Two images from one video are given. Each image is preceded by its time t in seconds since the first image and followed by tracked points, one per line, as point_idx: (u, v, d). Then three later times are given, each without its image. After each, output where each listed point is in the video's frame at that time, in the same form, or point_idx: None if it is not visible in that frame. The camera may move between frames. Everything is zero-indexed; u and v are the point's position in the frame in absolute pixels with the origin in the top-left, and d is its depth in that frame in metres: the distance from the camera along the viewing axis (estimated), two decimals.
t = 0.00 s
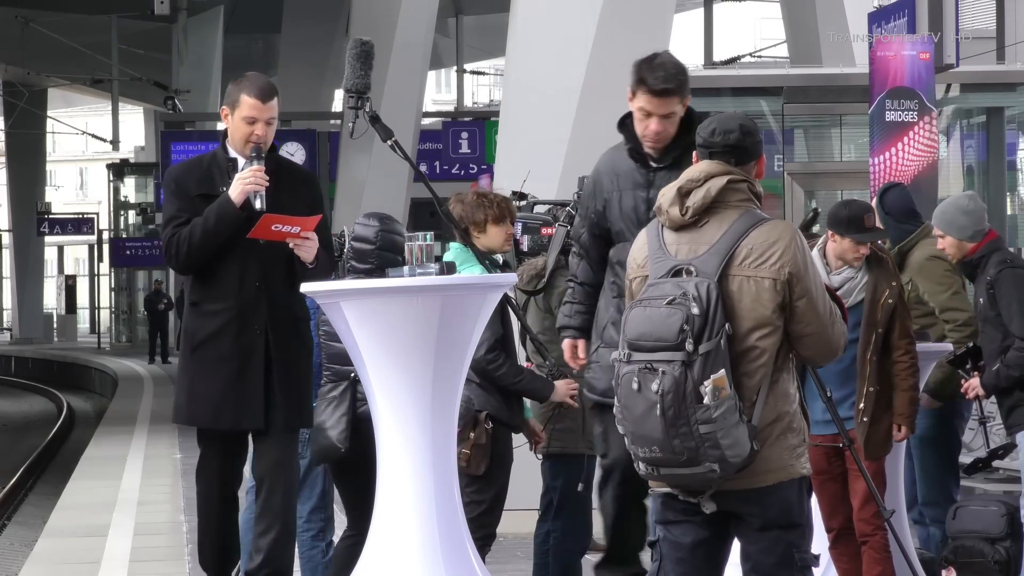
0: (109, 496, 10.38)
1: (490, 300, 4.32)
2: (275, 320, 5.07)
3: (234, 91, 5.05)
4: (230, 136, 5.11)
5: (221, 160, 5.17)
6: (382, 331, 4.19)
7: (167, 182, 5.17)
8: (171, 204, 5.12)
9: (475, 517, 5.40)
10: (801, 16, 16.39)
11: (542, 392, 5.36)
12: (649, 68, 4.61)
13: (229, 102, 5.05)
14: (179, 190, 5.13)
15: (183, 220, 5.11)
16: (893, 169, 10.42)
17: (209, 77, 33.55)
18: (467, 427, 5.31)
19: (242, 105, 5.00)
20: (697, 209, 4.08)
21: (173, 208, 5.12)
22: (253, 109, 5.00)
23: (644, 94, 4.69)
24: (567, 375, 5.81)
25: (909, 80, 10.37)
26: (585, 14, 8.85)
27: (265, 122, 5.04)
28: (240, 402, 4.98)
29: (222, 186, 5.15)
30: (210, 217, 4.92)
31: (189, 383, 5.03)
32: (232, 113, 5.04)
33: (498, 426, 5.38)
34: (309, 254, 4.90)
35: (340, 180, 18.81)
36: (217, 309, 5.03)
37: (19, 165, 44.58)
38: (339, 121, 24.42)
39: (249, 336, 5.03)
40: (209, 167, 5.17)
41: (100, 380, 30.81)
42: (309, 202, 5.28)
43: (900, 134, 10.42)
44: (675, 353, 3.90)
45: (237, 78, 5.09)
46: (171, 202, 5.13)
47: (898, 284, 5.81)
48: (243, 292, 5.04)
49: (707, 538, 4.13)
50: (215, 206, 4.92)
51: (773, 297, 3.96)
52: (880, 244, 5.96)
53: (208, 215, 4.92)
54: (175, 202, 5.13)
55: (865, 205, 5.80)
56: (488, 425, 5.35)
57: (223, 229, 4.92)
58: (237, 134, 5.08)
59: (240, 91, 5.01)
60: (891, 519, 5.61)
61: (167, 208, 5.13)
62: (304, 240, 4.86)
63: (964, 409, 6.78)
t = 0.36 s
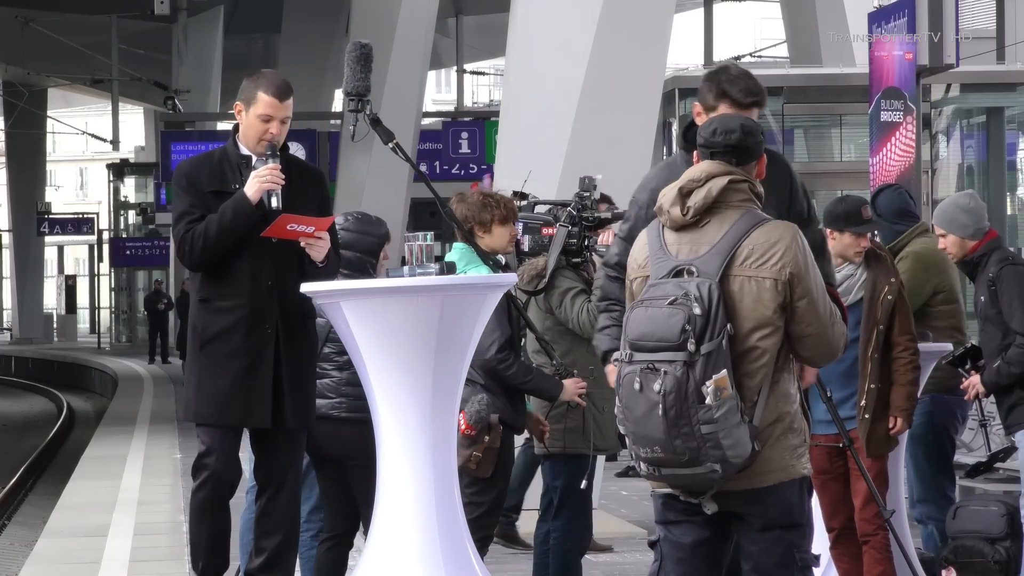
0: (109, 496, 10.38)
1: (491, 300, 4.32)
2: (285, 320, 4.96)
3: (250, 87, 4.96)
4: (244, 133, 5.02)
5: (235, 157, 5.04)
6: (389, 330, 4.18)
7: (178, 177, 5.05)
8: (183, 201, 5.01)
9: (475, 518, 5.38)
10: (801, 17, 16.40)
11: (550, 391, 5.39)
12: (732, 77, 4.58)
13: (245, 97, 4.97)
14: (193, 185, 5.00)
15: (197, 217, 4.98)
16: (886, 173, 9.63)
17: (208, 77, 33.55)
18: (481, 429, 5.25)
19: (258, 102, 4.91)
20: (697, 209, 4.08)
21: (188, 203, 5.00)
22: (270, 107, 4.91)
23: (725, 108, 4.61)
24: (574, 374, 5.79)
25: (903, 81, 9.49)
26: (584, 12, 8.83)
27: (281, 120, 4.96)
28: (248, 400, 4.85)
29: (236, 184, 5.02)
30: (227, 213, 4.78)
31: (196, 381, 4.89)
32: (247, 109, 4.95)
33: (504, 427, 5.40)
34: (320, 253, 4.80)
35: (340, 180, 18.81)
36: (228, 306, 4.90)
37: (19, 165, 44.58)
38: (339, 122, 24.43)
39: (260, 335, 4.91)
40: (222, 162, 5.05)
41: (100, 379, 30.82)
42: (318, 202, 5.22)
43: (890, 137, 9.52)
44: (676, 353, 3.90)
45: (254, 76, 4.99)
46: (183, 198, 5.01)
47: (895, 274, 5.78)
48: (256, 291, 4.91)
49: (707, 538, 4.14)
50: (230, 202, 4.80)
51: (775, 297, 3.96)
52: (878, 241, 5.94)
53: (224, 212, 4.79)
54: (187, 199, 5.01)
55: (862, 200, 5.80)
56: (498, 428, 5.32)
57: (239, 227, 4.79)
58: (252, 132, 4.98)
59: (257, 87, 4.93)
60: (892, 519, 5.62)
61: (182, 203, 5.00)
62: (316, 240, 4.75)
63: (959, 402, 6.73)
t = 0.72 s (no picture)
0: (109, 496, 10.37)
1: (490, 300, 4.32)
2: (285, 325, 4.96)
3: (243, 90, 4.90)
4: (240, 138, 4.98)
5: (229, 159, 5.02)
6: (391, 331, 4.19)
7: (174, 181, 4.96)
8: (181, 207, 4.94)
9: (475, 519, 5.39)
10: (800, 16, 16.40)
11: (554, 391, 5.42)
12: (833, 93, 4.53)
13: (239, 101, 4.91)
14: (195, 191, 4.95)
15: (197, 224, 4.93)
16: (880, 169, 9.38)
17: (208, 77, 33.52)
18: (486, 432, 5.24)
19: (256, 106, 4.87)
20: (698, 209, 4.08)
21: (188, 208, 4.94)
22: (267, 112, 4.88)
23: (826, 125, 4.57)
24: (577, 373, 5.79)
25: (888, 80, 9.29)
26: (583, 12, 8.83)
27: (277, 124, 4.93)
28: (249, 404, 4.85)
29: (233, 189, 5.00)
30: (231, 218, 4.75)
31: (196, 386, 4.86)
32: (242, 113, 4.90)
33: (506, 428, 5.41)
34: (322, 257, 4.80)
35: (339, 180, 18.82)
36: (228, 312, 4.87)
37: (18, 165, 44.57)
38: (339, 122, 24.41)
39: (260, 339, 4.91)
40: (216, 165, 5.00)
41: (101, 379, 30.82)
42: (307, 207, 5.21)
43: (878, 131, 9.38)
44: (678, 353, 3.91)
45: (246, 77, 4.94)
46: (180, 203, 4.95)
47: (893, 273, 5.12)
48: (260, 296, 4.90)
49: (707, 538, 4.14)
50: (234, 207, 4.76)
51: (776, 297, 3.96)
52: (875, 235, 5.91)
53: (228, 217, 4.75)
54: (185, 204, 4.95)
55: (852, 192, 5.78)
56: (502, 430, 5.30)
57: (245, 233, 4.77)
58: (249, 136, 4.94)
59: (254, 91, 4.87)
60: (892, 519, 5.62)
61: (180, 208, 4.94)
62: (319, 246, 4.76)
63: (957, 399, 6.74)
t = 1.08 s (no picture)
0: (109, 496, 10.37)
1: (490, 301, 4.32)
2: (269, 320, 4.93)
3: (208, 82, 4.86)
4: (207, 131, 4.92)
5: (202, 155, 4.93)
6: (387, 333, 4.19)
7: (147, 178, 4.87)
8: (160, 204, 4.86)
9: (474, 519, 5.40)
10: (800, 16, 16.40)
11: (555, 393, 5.40)
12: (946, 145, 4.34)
13: (204, 95, 4.87)
14: (169, 189, 4.88)
15: (178, 220, 4.86)
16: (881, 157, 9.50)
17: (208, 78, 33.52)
18: (488, 433, 5.25)
19: (224, 98, 4.84)
20: (697, 209, 4.08)
21: (165, 205, 4.87)
22: (236, 101, 4.86)
23: (941, 174, 4.35)
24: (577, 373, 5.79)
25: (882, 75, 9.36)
26: (584, 12, 8.84)
27: (245, 114, 4.90)
28: (238, 404, 4.81)
29: (208, 183, 4.93)
30: (212, 214, 4.70)
31: (181, 387, 4.80)
32: (209, 107, 4.86)
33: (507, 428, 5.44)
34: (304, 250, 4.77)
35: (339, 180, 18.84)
36: (213, 309, 4.82)
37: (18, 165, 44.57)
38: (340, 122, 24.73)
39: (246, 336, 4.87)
40: (188, 161, 4.91)
41: (101, 379, 30.82)
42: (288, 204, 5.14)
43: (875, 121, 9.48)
44: (676, 353, 3.91)
45: (207, 71, 4.91)
46: (159, 200, 4.86)
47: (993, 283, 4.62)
48: (243, 293, 4.87)
49: (707, 538, 4.14)
50: (214, 202, 4.71)
51: (775, 297, 3.96)
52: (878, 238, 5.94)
53: (210, 214, 4.70)
54: (164, 202, 4.87)
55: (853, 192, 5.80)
56: (503, 431, 5.31)
57: (227, 229, 4.72)
58: (218, 127, 4.90)
59: (219, 83, 4.83)
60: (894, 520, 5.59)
61: (159, 205, 4.86)
62: (304, 238, 4.71)
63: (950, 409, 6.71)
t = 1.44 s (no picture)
0: (109, 496, 10.37)
1: (490, 300, 4.31)
2: (253, 318, 4.93)
3: (189, 81, 4.87)
4: (187, 131, 4.94)
5: (180, 156, 4.94)
6: (384, 332, 4.19)
7: (127, 177, 4.86)
8: (140, 204, 4.84)
9: (474, 519, 5.40)
10: (801, 17, 16.40)
11: (555, 393, 5.43)
12: None
13: (183, 93, 4.88)
14: (145, 189, 4.86)
15: (160, 219, 4.85)
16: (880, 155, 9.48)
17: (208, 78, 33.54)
18: (492, 433, 5.20)
19: (203, 95, 4.86)
20: (697, 205, 4.08)
21: (142, 205, 4.85)
22: (216, 100, 4.87)
23: None
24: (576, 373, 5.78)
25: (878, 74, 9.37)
26: (585, 12, 8.85)
27: (225, 114, 4.92)
28: (224, 403, 4.81)
29: (187, 182, 4.92)
30: (193, 212, 4.69)
31: (165, 387, 4.79)
32: (189, 105, 4.87)
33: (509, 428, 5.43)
34: (287, 249, 4.84)
35: (339, 180, 18.83)
36: (197, 309, 4.82)
37: (18, 165, 44.60)
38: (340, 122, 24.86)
39: (230, 333, 4.86)
40: (168, 161, 4.91)
41: (101, 379, 30.82)
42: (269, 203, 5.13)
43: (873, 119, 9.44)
44: (672, 348, 3.92)
45: (186, 69, 4.93)
46: (138, 200, 4.85)
47: None
48: (226, 291, 4.87)
49: (708, 538, 4.14)
50: (194, 201, 4.71)
51: (778, 292, 3.98)
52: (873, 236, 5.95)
53: (190, 212, 4.69)
54: (144, 202, 4.85)
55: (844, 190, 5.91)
56: (507, 432, 5.28)
57: (208, 227, 4.72)
58: (197, 127, 4.91)
59: (198, 82, 4.85)
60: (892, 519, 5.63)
61: (136, 205, 4.84)
62: (287, 236, 4.79)
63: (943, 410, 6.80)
